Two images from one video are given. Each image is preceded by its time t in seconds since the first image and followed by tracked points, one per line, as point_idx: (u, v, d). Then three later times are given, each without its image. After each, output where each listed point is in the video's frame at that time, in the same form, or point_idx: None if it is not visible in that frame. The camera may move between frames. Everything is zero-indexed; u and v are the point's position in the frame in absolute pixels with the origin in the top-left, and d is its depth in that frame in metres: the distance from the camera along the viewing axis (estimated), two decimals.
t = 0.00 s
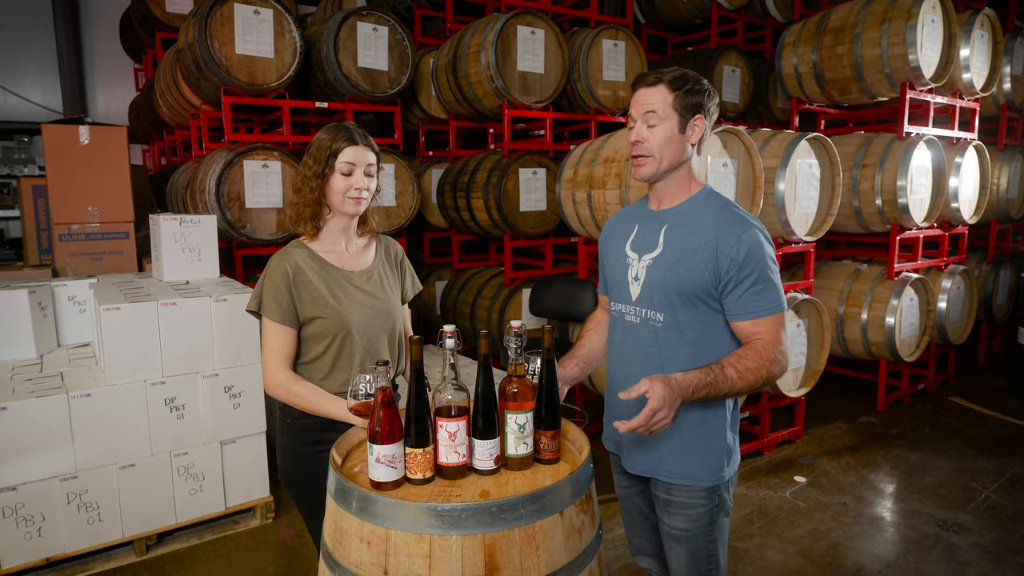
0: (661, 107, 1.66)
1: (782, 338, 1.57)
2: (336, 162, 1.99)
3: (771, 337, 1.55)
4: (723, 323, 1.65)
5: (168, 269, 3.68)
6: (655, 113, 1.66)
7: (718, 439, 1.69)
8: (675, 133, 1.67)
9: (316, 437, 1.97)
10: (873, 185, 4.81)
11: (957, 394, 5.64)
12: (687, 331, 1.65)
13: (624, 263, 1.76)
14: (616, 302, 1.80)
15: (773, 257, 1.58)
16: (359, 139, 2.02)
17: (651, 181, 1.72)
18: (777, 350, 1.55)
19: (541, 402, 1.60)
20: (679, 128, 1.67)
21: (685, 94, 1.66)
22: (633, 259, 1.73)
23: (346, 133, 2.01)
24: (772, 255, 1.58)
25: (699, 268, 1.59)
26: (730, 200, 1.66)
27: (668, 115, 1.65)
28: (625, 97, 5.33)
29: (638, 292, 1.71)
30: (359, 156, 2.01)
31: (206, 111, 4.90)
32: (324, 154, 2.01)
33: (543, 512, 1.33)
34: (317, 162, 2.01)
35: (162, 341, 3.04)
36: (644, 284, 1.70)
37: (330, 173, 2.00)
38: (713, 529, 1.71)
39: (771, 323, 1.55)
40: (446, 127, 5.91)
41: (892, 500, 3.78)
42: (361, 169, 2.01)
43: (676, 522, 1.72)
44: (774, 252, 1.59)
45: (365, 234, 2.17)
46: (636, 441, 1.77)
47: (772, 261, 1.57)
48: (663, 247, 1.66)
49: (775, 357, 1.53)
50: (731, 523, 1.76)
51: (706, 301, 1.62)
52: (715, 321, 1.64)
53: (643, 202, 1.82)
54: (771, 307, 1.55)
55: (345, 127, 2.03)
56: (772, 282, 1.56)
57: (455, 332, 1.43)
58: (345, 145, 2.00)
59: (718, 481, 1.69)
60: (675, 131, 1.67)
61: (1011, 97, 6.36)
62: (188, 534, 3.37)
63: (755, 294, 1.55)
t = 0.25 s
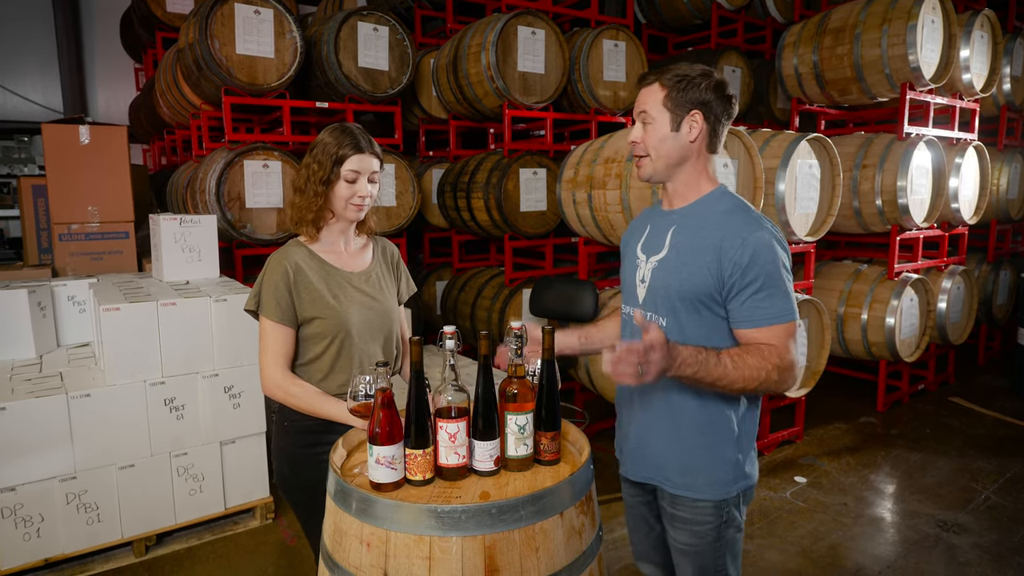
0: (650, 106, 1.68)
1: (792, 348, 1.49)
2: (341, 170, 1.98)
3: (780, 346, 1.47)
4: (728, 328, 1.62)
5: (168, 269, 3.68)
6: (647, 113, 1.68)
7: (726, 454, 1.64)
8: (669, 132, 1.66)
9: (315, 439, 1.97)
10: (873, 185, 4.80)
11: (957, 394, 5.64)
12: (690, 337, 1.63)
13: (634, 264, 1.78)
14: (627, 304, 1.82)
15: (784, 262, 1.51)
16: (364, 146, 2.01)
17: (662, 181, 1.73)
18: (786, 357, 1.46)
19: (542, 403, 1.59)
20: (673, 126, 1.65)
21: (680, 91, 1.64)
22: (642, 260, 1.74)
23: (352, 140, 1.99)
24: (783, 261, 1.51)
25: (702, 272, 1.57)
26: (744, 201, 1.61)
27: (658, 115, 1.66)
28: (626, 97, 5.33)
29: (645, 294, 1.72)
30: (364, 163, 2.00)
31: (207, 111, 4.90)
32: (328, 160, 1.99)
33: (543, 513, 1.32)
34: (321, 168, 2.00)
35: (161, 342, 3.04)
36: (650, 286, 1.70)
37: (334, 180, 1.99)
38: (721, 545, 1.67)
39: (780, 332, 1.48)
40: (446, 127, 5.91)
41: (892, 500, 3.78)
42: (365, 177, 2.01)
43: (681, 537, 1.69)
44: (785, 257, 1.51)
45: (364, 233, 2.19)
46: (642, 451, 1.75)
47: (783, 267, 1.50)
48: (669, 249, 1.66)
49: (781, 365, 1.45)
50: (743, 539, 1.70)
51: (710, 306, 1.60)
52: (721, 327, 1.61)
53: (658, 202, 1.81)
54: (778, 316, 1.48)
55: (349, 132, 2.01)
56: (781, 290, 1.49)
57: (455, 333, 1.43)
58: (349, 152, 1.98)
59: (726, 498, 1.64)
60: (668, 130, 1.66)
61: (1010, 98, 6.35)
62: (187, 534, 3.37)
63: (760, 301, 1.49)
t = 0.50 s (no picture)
0: (660, 106, 1.63)
1: (792, 360, 1.42)
2: (340, 174, 1.98)
3: (780, 358, 1.40)
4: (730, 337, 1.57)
5: (166, 269, 3.67)
6: (656, 113, 1.64)
7: (738, 472, 1.60)
8: (679, 132, 1.61)
9: (313, 440, 1.97)
10: (873, 187, 4.81)
11: (956, 397, 5.64)
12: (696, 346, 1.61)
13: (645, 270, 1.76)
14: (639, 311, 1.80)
15: (794, 271, 1.45)
16: (365, 150, 2.00)
17: (674, 181, 1.70)
18: (782, 365, 1.40)
19: (541, 405, 1.58)
20: (682, 125, 1.60)
21: (690, 89, 1.59)
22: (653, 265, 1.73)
23: (352, 143, 1.98)
24: (791, 271, 1.45)
25: (706, 279, 1.55)
26: (758, 208, 1.58)
27: (666, 115, 1.62)
28: (626, 99, 5.33)
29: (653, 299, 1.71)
30: (364, 167, 2.00)
31: (206, 111, 4.90)
32: (328, 163, 1.98)
33: (541, 515, 1.32)
34: (321, 171, 1.99)
35: (160, 342, 3.04)
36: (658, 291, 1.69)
37: (333, 183, 1.99)
38: (729, 564, 1.64)
39: (782, 344, 1.42)
40: (445, 128, 5.91)
41: (890, 502, 3.78)
42: (364, 180, 2.00)
43: (689, 553, 1.66)
44: (795, 267, 1.46)
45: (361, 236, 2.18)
46: (652, 464, 1.71)
47: (791, 276, 1.44)
48: (676, 254, 1.64)
49: (775, 373, 1.39)
50: (754, 559, 1.67)
51: (715, 314, 1.57)
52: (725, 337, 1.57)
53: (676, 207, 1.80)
54: (780, 328, 1.42)
55: (349, 134, 2.00)
56: (785, 300, 1.43)
57: (454, 334, 1.42)
58: (348, 155, 1.97)
59: (736, 516, 1.61)
60: (677, 129, 1.61)
61: (1010, 101, 6.36)
62: (185, 535, 3.37)
63: (761, 310, 1.44)
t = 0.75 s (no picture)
0: (665, 101, 1.63)
1: (777, 374, 1.42)
2: (338, 171, 1.99)
3: (763, 374, 1.42)
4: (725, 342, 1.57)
5: (164, 268, 3.66)
6: (663, 109, 1.64)
7: (742, 476, 1.60)
8: (684, 128, 1.60)
9: (311, 440, 1.97)
10: (872, 189, 4.80)
11: (954, 398, 5.64)
12: (700, 349, 1.60)
13: (652, 272, 1.75)
14: (646, 314, 1.79)
15: (798, 272, 1.43)
16: (364, 149, 2.01)
17: (681, 179, 1.69)
18: (761, 384, 1.41)
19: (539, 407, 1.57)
20: (688, 120, 1.59)
21: (696, 84, 1.58)
22: (659, 266, 1.71)
23: (350, 142, 1.98)
24: (796, 274, 1.43)
25: (710, 281, 1.54)
26: (769, 209, 1.55)
27: (673, 109, 1.61)
28: (625, 99, 5.32)
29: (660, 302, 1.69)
30: (362, 167, 2.00)
31: (205, 109, 4.89)
32: (326, 160, 1.99)
33: (538, 516, 1.32)
34: (318, 169, 2.00)
35: (157, 341, 3.03)
36: (663, 293, 1.68)
37: (331, 180, 1.99)
38: (734, 566, 1.65)
39: (775, 353, 1.42)
40: (445, 127, 5.91)
41: (888, 503, 3.78)
42: (362, 179, 2.01)
43: (694, 558, 1.66)
44: (800, 271, 1.43)
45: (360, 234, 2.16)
46: (653, 471, 1.69)
47: (793, 280, 1.42)
48: (683, 255, 1.62)
49: (751, 393, 1.41)
50: (758, 560, 1.67)
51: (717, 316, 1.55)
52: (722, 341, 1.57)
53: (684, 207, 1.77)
54: (777, 333, 1.41)
55: (347, 133, 2.00)
56: (785, 306, 1.42)
57: (452, 334, 1.41)
58: (346, 153, 1.98)
59: (742, 521, 1.61)
60: (684, 125, 1.60)
61: (1009, 102, 6.36)
62: (183, 534, 3.36)
63: (759, 313, 1.43)
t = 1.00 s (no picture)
0: (661, 97, 1.62)
1: (776, 376, 1.44)
2: (337, 166, 2.00)
3: (763, 379, 1.43)
4: (723, 342, 1.58)
5: (162, 269, 3.66)
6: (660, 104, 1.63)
7: (734, 473, 1.60)
8: (680, 123, 1.60)
9: (309, 441, 1.96)
10: (871, 186, 4.80)
11: (954, 395, 5.64)
12: (696, 348, 1.59)
13: (644, 268, 1.73)
14: (635, 309, 1.78)
15: (796, 273, 1.45)
16: (358, 143, 2.03)
17: (675, 174, 1.68)
18: (760, 390, 1.43)
19: (538, 407, 1.55)
20: (684, 116, 1.59)
21: (694, 80, 1.57)
22: (651, 263, 1.70)
23: (346, 136, 2.01)
24: (793, 275, 1.45)
25: (707, 280, 1.53)
26: (765, 207, 1.55)
27: (669, 105, 1.61)
28: (623, 97, 5.31)
29: (654, 300, 1.68)
30: (359, 160, 2.02)
31: (202, 110, 4.89)
32: (326, 157, 2.00)
33: (537, 516, 1.31)
34: (318, 166, 2.00)
35: (155, 343, 3.02)
36: (657, 290, 1.66)
37: (331, 176, 2.00)
38: (727, 563, 1.64)
39: (775, 355, 1.44)
40: (443, 127, 5.90)
41: (889, 501, 3.77)
42: (361, 172, 2.03)
43: (686, 555, 1.65)
44: (797, 271, 1.45)
45: (357, 233, 2.13)
46: (645, 468, 1.68)
47: (791, 281, 1.44)
48: (678, 253, 1.61)
49: (752, 402, 1.43)
50: (749, 557, 1.67)
51: (714, 315, 1.55)
52: (720, 341, 1.58)
53: (675, 201, 1.76)
54: (778, 333, 1.43)
55: (343, 129, 2.03)
56: (784, 307, 1.44)
57: (450, 334, 1.41)
58: (345, 148, 2.00)
59: (734, 517, 1.61)
60: (680, 121, 1.60)
61: (1007, 98, 6.36)
62: (182, 536, 3.36)
63: (760, 314, 1.44)
